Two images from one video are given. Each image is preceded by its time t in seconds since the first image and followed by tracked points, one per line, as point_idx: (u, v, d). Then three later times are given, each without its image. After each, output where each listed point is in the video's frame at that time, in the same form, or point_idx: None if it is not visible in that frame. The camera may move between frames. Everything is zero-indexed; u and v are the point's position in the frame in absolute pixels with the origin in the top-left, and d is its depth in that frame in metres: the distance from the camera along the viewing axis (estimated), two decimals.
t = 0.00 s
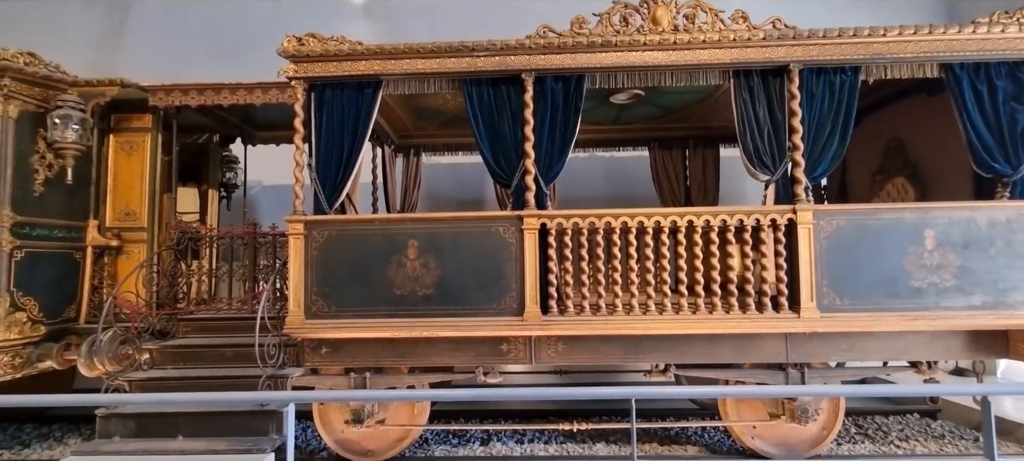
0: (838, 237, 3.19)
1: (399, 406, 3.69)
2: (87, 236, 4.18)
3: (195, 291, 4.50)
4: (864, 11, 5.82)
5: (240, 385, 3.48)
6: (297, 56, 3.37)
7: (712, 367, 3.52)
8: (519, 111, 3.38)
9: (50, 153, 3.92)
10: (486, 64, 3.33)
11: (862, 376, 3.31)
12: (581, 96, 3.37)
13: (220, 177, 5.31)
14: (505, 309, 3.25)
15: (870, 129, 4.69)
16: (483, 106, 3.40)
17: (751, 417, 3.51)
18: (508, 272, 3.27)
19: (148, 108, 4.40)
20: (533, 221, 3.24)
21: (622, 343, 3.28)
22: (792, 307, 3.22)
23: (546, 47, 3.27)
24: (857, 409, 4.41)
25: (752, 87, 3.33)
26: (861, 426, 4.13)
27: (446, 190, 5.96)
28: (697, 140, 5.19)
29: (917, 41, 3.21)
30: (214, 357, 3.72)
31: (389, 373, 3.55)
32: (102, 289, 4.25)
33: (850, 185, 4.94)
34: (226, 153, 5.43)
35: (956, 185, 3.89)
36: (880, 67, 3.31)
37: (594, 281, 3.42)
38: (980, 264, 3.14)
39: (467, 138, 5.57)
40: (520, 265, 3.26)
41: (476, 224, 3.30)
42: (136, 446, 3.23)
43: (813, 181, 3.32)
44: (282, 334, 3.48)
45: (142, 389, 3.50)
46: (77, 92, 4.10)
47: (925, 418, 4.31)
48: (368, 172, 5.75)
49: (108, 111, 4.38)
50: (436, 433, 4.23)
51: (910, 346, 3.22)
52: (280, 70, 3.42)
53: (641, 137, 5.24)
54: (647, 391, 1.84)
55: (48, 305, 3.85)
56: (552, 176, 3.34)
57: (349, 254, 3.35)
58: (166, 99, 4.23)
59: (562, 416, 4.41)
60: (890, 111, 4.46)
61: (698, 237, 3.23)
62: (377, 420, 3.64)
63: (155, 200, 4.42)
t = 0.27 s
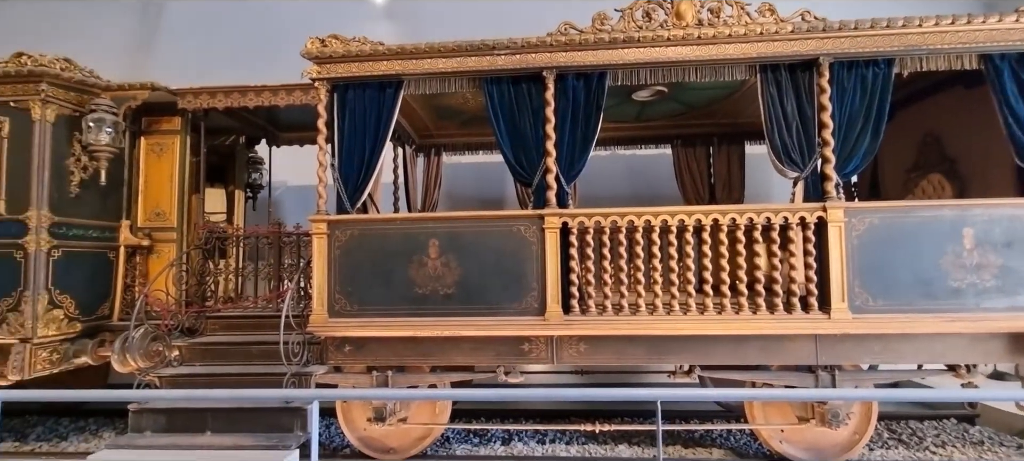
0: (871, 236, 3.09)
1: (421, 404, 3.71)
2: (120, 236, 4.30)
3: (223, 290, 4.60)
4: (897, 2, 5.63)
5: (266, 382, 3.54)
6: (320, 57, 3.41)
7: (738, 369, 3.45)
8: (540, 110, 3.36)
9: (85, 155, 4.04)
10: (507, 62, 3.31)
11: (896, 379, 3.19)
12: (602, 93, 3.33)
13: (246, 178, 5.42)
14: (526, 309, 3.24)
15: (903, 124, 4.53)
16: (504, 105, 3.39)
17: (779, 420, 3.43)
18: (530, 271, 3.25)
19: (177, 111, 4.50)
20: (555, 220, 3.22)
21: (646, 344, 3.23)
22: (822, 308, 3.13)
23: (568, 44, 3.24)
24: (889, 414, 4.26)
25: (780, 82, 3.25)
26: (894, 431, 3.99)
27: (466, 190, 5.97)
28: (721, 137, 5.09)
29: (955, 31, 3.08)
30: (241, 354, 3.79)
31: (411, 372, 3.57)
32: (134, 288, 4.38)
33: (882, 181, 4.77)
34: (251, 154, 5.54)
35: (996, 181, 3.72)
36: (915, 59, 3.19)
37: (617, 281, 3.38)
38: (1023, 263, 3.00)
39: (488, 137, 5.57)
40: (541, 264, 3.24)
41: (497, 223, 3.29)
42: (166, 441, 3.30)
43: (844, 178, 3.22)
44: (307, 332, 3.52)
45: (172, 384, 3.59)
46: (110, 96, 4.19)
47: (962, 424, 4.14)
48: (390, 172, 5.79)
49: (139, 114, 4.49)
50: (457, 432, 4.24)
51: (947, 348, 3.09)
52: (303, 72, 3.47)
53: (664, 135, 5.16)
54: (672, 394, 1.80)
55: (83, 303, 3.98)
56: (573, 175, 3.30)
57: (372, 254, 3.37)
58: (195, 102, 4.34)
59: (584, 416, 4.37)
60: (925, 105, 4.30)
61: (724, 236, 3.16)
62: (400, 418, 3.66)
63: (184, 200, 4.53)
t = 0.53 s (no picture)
0: (908, 234, 2.96)
1: (442, 404, 3.71)
2: (152, 236, 4.42)
3: (250, 288, 4.69)
4: None
5: (291, 380, 3.58)
6: (343, 58, 3.44)
7: (767, 372, 3.35)
8: (562, 107, 3.32)
9: (119, 157, 4.16)
10: (529, 59, 3.28)
11: (935, 385, 3.05)
12: (626, 90, 3.27)
13: (273, 178, 5.52)
14: (548, 308, 3.20)
15: (942, 118, 4.34)
16: (526, 103, 3.36)
17: (810, 425, 3.32)
18: (552, 271, 3.22)
19: (207, 113, 4.60)
20: (577, 219, 3.17)
21: (671, 345, 3.16)
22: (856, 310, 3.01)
23: (590, 40, 3.19)
24: (927, 420, 4.09)
25: (811, 76, 3.14)
26: (932, 438, 3.83)
27: (488, 189, 5.96)
28: (748, 133, 4.96)
29: (1000, 19, 2.93)
30: (267, 352, 3.85)
31: (433, 371, 3.56)
32: (166, 286, 4.50)
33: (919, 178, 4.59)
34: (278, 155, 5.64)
35: None
36: (957, 50, 3.04)
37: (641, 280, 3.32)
38: None
39: (509, 136, 5.55)
40: (563, 263, 3.20)
41: (519, 222, 3.27)
42: (195, 436, 3.37)
43: (880, 175, 3.09)
44: (330, 331, 3.56)
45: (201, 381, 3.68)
46: (143, 100, 4.31)
47: (1006, 432, 3.95)
48: (412, 171, 5.82)
49: (171, 117, 4.61)
50: (478, 431, 4.23)
51: (991, 353, 2.94)
52: (327, 73, 3.50)
53: (689, 132, 5.06)
54: (699, 397, 1.74)
55: (118, 300, 4.10)
56: (596, 173, 3.25)
57: (394, 253, 3.39)
58: (223, 104, 4.43)
59: (607, 418, 4.31)
60: (966, 98, 4.11)
61: (752, 235, 3.07)
62: (422, 417, 3.67)
63: (213, 200, 4.63)
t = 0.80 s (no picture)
0: (943, 234, 2.84)
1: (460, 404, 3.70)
2: (177, 235, 4.50)
3: (271, 287, 4.75)
4: None
5: (310, 378, 3.61)
6: (362, 58, 3.45)
7: (793, 376, 3.25)
8: (581, 105, 3.27)
9: (146, 158, 4.25)
10: (547, 57, 3.24)
11: (972, 391, 2.92)
12: (646, 87, 3.21)
13: (294, 178, 5.60)
14: (566, 309, 3.16)
15: (978, 113, 4.17)
16: (544, 101, 3.33)
17: (838, 432, 3.23)
18: (571, 271, 3.17)
19: (229, 115, 4.68)
20: (596, 218, 3.13)
21: (693, 347, 3.09)
22: (888, 312, 2.90)
23: (609, 36, 3.14)
24: (962, 427, 3.93)
25: (839, 70, 3.04)
26: (968, 446, 3.67)
27: (506, 188, 5.94)
28: (773, 130, 4.84)
29: None
30: (287, 350, 3.89)
31: (451, 371, 3.58)
32: (191, 284, 4.59)
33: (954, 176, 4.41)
34: (298, 156, 5.71)
35: None
36: (995, 40, 2.91)
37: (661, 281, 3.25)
38: None
39: (528, 135, 5.52)
40: (582, 263, 3.16)
41: (537, 221, 3.23)
42: (218, 432, 3.42)
43: (913, 172, 2.97)
44: (349, 329, 3.58)
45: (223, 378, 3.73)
46: (168, 102, 4.41)
47: None
48: (430, 171, 5.83)
49: (195, 118, 4.69)
50: (497, 432, 4.21)
51: None
52: (346, 73, 3.52)
53: (711, 129, 4.97)
54: (723, 402, 1.68)
55: (145, 298, 4.19)
56: (615, 172, 3.20)
57: (412, 252, 3.38)
58: (246, 105, 4.48)
59: (627, 420, 4.26)
60: (1005, 92, 3.93)
61: (778, 234, 2.98)
62: (439, 417, 3.66)
63: (236, 200, 4.69)
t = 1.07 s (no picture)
0: (980, 233, 2.71)
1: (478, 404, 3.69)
2: (201, 234, 4.58)
3: (292, 285, 4.80)
4: None
5: (330, 377, 3.63)
6: (380, 58, 3.46)
7: (820, 379, 3.16)
8: (600, 102, 3.22)
9: (171, 159, 4.34)
10: (564, 54, 3.20)
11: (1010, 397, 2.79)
12: (666, 82, 3.14)
13: (314, 178, 5.66)
14: (585, 309, 3.12)
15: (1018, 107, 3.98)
16: (562, 99, 3.29)
17: (867, 438, 3.15)
18: (589, 271, 3.13)
19: (251, 116, 4.74)
20: (615, 217, 3.07)
21: (714, 349, 3.02)
22: (921, 315, 2.78)
23: (628, 32, 3.08)
24: (1000, 435, 3.77)
25: (868, 63, 2.93)
26: (1006, 454, 3.52)
27: (525, 187, 5.91)
28: (798, 126, 4.71)
29: None
30: (307, 348, 3.92)
31: (468, 370, 3.59)
32: (215, 282, 4.66)
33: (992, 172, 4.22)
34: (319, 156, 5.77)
35: None
36: None
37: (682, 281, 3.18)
38: None
39: (546, 134, 5.48)
40: (600, 263, 3.11)
41: (555, 220, 3.19)
42: (240, 429, 3.47)
43: (948, 168, 2.85)
44: (368, 328, 3.59)
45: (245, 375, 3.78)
46: (192, 104, 4.48)
47: None
48: (448, 170, 5.82)
49: (218, 119, 4.77)
50: (515, 432, 4.20)
51: None
52: (364, 73, 3.53)
53: (733, 126, 4.86)
54: (746, 407, 1.62)
55: (170, 296, 4.27)
56: (635, 169, 3.14)
57: (429, 252, 3.38)
58: (265, 106, 4.47)
59: (647, 422, 4.19)
60: None
61: (805, 233, 2.88)
62: (457, 416, 3.65)
63: (257, 200, 4.75)
